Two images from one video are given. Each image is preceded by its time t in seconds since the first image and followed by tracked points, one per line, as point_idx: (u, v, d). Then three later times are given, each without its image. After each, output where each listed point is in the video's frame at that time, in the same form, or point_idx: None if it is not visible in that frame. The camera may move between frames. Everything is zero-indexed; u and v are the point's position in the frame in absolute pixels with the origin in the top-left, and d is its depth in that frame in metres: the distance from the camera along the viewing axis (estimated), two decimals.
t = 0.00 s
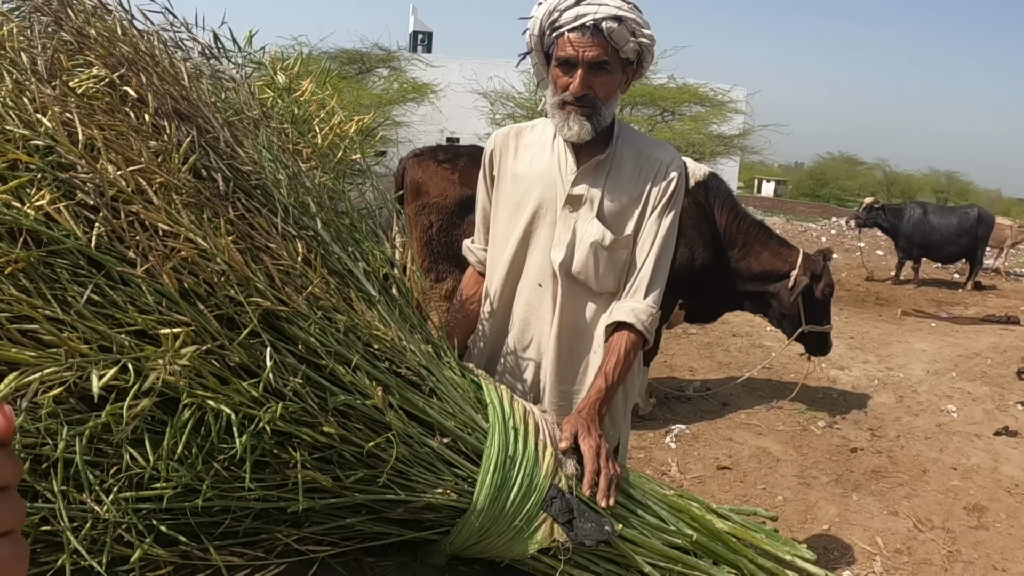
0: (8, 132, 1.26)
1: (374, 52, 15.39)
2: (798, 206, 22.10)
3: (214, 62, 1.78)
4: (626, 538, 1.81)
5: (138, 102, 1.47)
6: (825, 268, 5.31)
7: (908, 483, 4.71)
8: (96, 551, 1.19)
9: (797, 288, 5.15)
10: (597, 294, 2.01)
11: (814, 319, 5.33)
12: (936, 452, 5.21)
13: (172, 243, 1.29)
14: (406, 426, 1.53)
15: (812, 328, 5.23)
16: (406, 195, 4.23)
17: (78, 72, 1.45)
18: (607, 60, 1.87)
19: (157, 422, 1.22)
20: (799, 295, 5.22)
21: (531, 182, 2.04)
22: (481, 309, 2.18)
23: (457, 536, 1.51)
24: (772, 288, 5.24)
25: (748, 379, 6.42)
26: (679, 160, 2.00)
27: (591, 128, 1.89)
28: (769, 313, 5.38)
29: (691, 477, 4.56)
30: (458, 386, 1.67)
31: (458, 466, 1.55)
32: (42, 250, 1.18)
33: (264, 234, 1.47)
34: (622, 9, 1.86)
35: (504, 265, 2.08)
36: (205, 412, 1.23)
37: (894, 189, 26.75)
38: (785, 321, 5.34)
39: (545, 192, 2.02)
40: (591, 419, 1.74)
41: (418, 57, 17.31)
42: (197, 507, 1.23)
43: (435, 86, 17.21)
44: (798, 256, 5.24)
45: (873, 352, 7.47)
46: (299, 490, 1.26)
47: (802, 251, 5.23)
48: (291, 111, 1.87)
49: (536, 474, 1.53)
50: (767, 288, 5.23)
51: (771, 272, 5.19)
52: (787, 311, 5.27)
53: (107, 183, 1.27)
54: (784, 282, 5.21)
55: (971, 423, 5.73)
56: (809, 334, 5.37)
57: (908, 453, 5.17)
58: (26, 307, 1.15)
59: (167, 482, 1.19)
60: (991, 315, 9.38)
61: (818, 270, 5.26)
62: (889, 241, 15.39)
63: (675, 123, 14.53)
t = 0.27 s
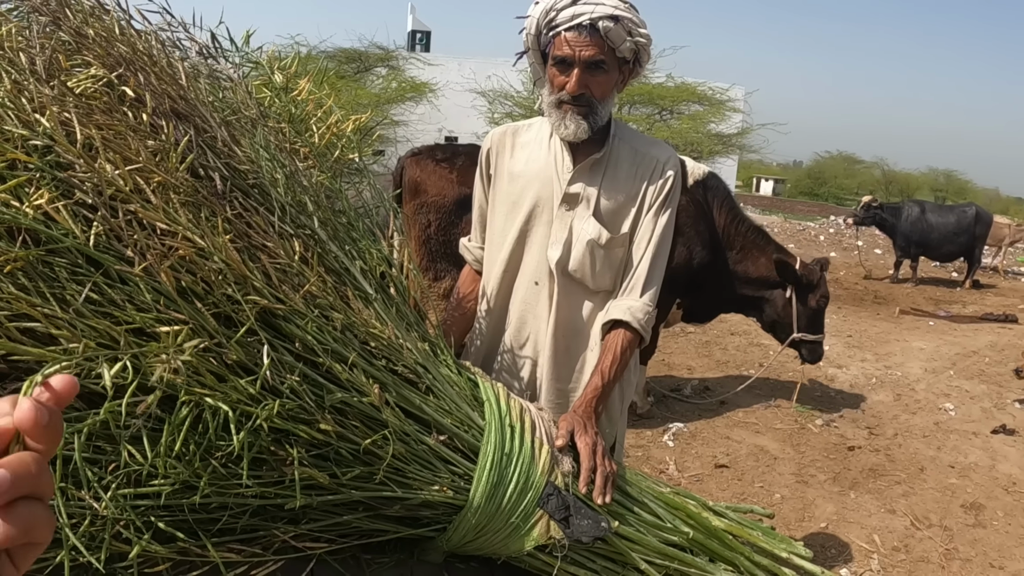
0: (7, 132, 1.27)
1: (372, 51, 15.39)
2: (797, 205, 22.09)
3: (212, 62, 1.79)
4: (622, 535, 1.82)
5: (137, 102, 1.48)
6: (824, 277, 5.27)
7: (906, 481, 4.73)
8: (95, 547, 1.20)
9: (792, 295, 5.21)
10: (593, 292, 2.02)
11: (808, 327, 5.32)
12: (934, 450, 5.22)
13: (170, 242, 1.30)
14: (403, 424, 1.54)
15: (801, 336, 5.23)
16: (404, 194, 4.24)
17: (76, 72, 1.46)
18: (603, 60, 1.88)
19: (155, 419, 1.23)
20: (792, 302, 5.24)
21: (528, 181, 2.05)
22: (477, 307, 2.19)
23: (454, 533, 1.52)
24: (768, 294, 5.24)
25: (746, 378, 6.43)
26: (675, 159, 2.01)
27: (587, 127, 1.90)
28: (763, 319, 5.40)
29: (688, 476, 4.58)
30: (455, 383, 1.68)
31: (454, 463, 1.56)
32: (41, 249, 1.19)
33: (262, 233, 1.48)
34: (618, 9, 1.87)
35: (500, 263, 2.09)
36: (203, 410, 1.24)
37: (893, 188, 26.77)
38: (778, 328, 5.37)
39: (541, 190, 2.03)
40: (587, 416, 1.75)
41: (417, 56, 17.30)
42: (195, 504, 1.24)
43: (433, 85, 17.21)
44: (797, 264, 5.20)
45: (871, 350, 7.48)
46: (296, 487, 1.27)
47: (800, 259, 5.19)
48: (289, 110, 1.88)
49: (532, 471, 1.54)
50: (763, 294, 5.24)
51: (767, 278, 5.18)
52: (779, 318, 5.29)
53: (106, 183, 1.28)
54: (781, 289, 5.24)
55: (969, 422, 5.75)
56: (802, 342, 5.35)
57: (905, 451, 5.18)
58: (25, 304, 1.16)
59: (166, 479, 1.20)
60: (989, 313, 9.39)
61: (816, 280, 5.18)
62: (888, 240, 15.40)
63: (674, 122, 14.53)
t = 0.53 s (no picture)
0: (9, 134, 1.28)
1: (370, 50, 15.39)
2: (796, 203, 22.10)
3: (212, 63, 1.80)
4: (621, 533, 1.84)
5: (137, 104, 1.48)
6: (820, 285, 5.30)
7: (903, 479, 4.75)
8: (98, 546, 1.20)
9: (794, 301, 5.15)
10: (592, 292, 2.03)
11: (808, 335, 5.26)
12: (932, 448, 5.24)
13: (172, 243, 1.31)
14: (403, 423, 1.55)
15: (802, 344, 5.17)
16: (403, 194, 4.25)
17: (77, 74, 1.47)
18: (602, 62, 1.89)
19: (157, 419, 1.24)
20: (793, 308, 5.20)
21: (527, 181, 2.06)
22: (476, 307, 2.20)
23: (454, 532, 1.53)
24: (766, 300, 5.24)
25: (744, 377, 6.45)
26: (674, 159, 2.02)
27: (586, 128, 1.91)
28: (761, 326, 5.39)
29: (687, 474, 4.59)
30: (454, 383, 1.69)
31: (454, 462, 1.57)
32: (44, 250, 1.20)
33: (262, 234, 1.49)
34: (617, 11, 1.88)
35: (499, 263, 2.10)
36: (204, 410, 1.25)
37: (891, 186, 26.80)
38: (778, 337, 5.31)
39: (540, 190, 2.04)
40: (586, 416, 1.77)
41: (415, 55, 17.31)
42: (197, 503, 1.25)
43: (431, 84, 17.21)
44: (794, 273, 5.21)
45: (869, 349, 7.50)
46: (297, 486, 1.29)
47: (797, 267, 5.20)
48: (289, 111, 1.88)
49: (531, 469, 1.56)
50: (760, 298, 5.24)
51: (765, 284, 5.18)
52: (779, 325, 5.25)
53: (108, 185, 1.29)
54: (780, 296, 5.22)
55: (967, 420, 5.76)
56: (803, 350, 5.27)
57: (903, 450, 5.20)
58: (28, 306, 1.17)
59: (168, 479, 1.21)
60: (987, 312, 9.41)
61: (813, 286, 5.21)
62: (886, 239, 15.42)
63: (672, 121, 14.54)
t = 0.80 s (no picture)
0: (11, 133, 1.28)
1: (369, 50, 15.38)
2: (795, 202, 22.11)
3: (213, 62, 1.80)
4: (621, 530, 1.84)
5: (139, 103, 1.49)
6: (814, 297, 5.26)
7: (903, 477, 4.76)
8: (100, 544, 1.21)
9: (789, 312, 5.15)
10: (592, 290, 2.03)
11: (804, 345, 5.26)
12: (931, 446, 5.25)
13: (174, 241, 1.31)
14: (404, 420, 1.55)
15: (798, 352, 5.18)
16: (403, 193, 4.25)
17: (79, 73, 1.47)
18: (593, 62, 1.88)
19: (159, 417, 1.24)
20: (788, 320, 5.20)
21: (528, 179, 2.07)
22: (477, 305, 2.21)
23: (454, 529, 1.53)
24: (761, 308, 5.24)
25: (744, 375, 6.46)
26: (674, 158, 2.02)
27: (577, 128, 1.92)
28: (757, 334, 5.39)
29: (686, 472, 4.60)
30: (455, 380, 1.70)
31: (455, 459, 1.58)
32: (46, 249, 1.20)
33: (264, 232, 1.50)
34: (609, 11, 1.88)
35: (500, 261, 2.11)
36: (206, 407, 1.25)
37: (890, 185, 26.81)
38: (773, 346, 5.32)
39: (541, 189, 2.04)
40: (586, 413, 1.77)
41: (414, 54, 17.30)
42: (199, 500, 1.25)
43: (430, 83, 17.20)
44: (789, 283, 5.20)
45: (868, 347, 7.51)
46: (298, 484, 1.29)
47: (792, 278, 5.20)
48: (289, 110, 1.89)
49: (532, 467, 1.56)
50: (756, 304, 5.23)
51: (761, 290, 5.17)
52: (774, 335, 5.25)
53: (110, 183, 1.29)
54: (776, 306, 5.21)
55: (966, 418, 5.77)
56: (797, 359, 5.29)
57: (903, 448, 5.20)
58: (31, 304, 1.17)
59: (170, 476, 1.21)
60: (986, 310, 9.42)
61: (809, 300, 5.18)
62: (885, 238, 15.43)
63: (671, 119, 14.53)
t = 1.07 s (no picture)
0: (9, 133, 1.28)
1: (369, 49, 15.38)
2: (795, 201, 22.11)
3: (212, 61, 1.80)
4: (620, 529, 1.85)
5: (138, 102, 1.49)
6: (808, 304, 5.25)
7: (903, 476, 4.76)
8: (100, 543, 1.21)
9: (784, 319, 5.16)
10: (592, 289, 2.03)
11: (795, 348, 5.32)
12: (931, 445, 5.25)
13: (173, 240, 1.31)
14: (403, 419, 1.55)
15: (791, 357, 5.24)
16: (402, 192, 4.25)
17: (77, 72, 1.47)
18: (581, 58, 1.87)
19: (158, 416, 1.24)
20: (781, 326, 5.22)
21: (527, 178, 2.07)
22: (476, 304, 2.21)
23: (454, 528, 1.54)
24: (757, 312, 5.24)
25: (744, 374, 6.46)
26: (674, 157, 2.02)
27: (566, 126, 1.92)
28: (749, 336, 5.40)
29: (686, 471, 4.60)
30: (454, 379, 1.70)
31: (454, 458, 1.58)
32: (45, 249, 1.20)
33: (263, 231, 1.50)
34: (597, 7, 1.86)
35: (500, 260, 2.11)
36: (206, 406, 1.25)
37: (890, 183, 26.81)
38: (764, 350, 5.34)
39: (541, 188, 2.04)
40: (586, 412, 1.77)
41: (413, 53, 17.29)
42: (199, 499, 1.25)
43: (430, 82, 17.20)
44: (784, 289, 5.18)
45: (868, 345, 7.51)
46: (298, 483, 1.29)
47: (787, 283, 5.17)
48: (288, 109, 1.89)
49: (531, 466, 1.57)
50: (752, 308, 5.23)
51: (757, 293, 5.17)
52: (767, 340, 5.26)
53: (109, 182, 1.29)
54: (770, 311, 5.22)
55: (966, 416, 5.78)
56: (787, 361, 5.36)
57: (903, 446, 5.21)
58: (31, 303, 1.18)
59: (170, 475, 1.22)
60: (986, 308, 9.43)
61: (802, 306, 5.19)
62: (884, 236, 15.44)
63: (671, 118, 14.53)
